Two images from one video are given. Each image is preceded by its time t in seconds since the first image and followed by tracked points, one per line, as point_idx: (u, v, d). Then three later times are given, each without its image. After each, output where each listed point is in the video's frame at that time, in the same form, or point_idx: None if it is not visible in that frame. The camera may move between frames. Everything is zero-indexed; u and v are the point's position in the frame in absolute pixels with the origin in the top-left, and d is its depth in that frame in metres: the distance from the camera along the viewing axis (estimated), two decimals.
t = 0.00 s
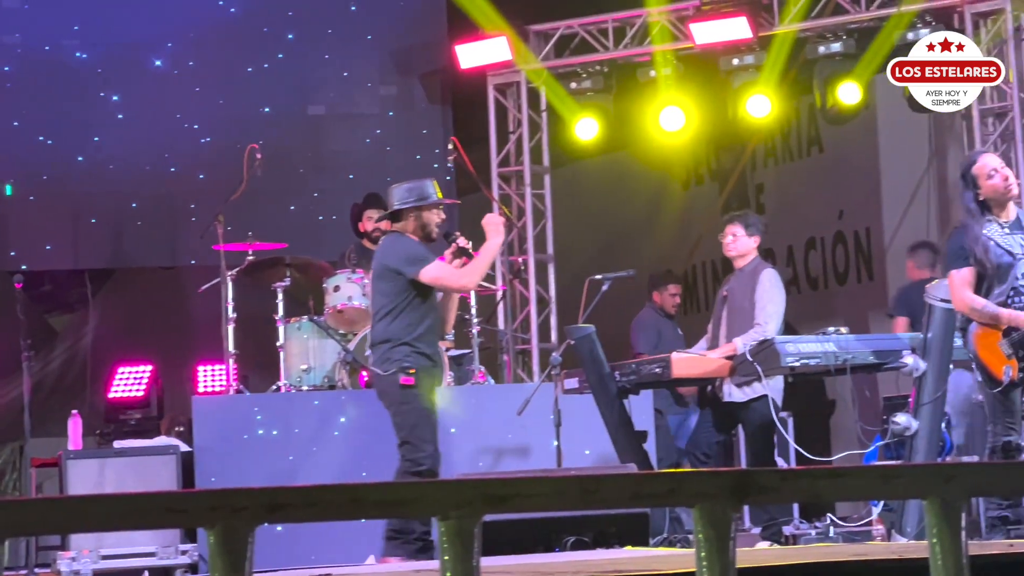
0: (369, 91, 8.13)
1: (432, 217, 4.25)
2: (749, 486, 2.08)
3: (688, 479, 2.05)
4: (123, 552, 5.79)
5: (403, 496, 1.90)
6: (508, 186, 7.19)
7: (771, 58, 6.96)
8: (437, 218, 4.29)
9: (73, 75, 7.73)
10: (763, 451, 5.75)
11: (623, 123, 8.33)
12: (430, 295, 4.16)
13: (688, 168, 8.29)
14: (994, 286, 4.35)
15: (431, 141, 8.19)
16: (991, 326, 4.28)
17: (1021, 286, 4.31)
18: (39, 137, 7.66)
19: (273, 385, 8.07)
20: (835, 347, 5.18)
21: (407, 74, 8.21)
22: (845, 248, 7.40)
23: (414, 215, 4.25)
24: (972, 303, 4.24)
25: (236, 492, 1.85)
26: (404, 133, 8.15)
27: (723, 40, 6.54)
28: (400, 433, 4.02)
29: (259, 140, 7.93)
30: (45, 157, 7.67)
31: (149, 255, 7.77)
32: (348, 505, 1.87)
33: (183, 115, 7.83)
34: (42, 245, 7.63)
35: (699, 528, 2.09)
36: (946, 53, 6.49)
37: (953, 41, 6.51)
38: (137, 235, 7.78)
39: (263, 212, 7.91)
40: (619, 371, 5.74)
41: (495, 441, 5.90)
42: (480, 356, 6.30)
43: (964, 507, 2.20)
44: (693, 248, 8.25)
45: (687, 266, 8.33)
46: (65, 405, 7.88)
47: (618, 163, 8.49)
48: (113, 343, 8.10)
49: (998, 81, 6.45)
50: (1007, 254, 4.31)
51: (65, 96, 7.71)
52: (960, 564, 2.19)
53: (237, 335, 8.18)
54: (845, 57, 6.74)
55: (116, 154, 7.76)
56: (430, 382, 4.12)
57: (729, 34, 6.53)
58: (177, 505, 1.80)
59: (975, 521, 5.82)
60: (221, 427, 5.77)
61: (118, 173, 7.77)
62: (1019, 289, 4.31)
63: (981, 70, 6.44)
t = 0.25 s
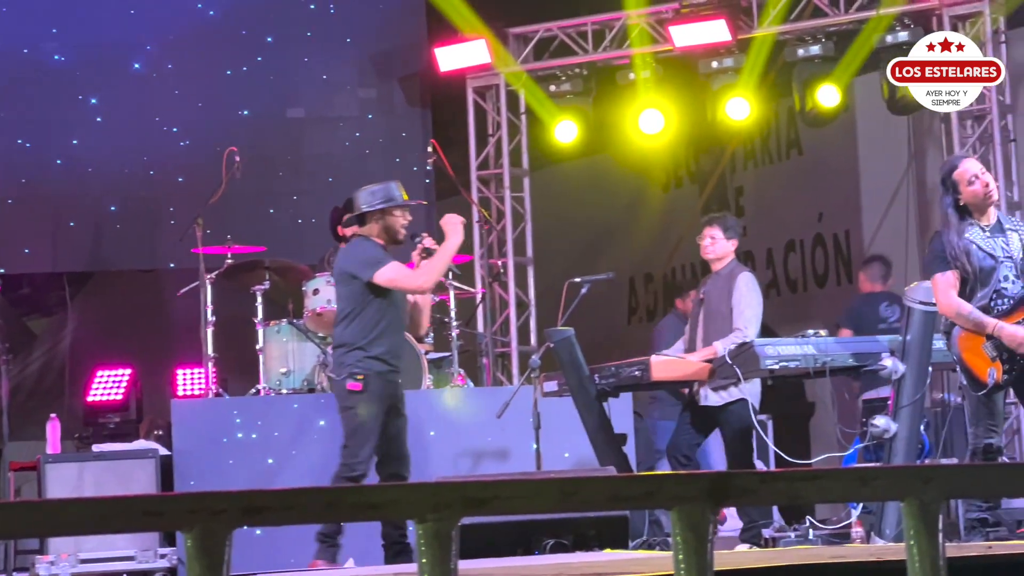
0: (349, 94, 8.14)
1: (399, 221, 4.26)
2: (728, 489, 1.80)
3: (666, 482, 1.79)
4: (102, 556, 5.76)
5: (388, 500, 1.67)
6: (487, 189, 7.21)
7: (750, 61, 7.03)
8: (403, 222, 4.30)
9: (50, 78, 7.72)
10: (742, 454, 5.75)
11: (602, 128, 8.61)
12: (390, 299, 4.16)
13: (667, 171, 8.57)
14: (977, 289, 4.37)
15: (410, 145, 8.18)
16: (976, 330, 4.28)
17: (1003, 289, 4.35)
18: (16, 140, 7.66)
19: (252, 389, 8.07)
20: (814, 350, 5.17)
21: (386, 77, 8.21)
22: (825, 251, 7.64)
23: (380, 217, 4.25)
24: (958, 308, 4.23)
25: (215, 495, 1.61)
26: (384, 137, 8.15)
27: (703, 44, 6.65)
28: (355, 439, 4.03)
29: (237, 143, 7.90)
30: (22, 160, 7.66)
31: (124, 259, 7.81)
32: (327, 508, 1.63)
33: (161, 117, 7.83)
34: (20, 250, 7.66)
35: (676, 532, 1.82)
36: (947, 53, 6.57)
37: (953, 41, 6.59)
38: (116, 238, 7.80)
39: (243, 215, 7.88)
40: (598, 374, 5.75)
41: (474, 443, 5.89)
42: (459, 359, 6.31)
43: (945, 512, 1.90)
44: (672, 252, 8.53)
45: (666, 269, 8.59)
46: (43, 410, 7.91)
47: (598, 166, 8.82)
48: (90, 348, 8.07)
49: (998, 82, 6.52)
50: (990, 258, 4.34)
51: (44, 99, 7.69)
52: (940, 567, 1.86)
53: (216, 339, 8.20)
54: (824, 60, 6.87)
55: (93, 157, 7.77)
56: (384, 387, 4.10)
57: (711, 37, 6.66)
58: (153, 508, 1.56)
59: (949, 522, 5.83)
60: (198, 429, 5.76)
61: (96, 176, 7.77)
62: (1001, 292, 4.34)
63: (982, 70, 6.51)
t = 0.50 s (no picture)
0: (326, 97, 7.87)
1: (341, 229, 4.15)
2: (704, 495, 1.73)
3: (641, 482, 1.71)
4: (76, 559, 5.75)
5: (361, 503, 1.62)
6: (465, 192, 7.20)
7: (727, 63, 7.02)
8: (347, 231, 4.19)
9: (22, 81, 7.45)
10: (719, 458, 5.74)
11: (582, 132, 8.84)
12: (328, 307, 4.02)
13: (645, 174, 8.77)
14: (959, 292, 4.31)
15: (385, 147, 7.90)
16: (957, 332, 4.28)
17: (985, 292, 4.28)
18: None
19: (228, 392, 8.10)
20: (791, 352, 5.19)
21: (364, 80, 7.95)
22: (802, 252, 7.82)
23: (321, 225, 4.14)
24: (933, 309, 4.23)
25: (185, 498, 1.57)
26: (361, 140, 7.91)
27: (680, 46, 6.73)
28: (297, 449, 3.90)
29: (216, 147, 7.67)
30: None
31: (102, 262, 7.49)
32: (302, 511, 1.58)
33: (137, 121, 7.60)
34: None
35: (651, 532, 1.74)
36: (947, 53, 6.61)
37: (953, 41, 6.61)
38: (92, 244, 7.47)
39: (221, 221, 7.63)
40: (575, 377, 5.76)
41: (451, 447, 5.89)
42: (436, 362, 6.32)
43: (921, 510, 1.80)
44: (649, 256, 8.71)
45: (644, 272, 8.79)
46: (21, 411, 8.01)
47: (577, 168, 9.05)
48: (69, 350, 8.20)
49: (996, 82, 6.64)
50: (971, 260, 4.27)
51: (13, 101, 7.44)
52: (914, 565, 1.77)
53: (193, 342, 8.23)
54: (801, 64, 6.86)
55: (72, 159, 7.49)
56: (326, 397, 3.96)
57: (686, 40, 6.71)
58: (128, 511, 1.54)
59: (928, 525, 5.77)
60: (175, 432, 5.76)
61: (74, 180, 7.49)
62: (983, 295, 4.27)
63: (982, 70, 6.60)
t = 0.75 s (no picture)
0: (306, 99, 7.89)
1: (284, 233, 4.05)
2: (683, 497, 1.98)
3: (619, 488, 1.95)
4: (60, 563, 5.72)
5: (341, 505, 1.80)
6: (447, 195, 7.24)
7: (709, 66, 7.03)
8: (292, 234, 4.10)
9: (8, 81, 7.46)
10: (701, 460, 5.75)
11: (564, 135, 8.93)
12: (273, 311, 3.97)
13: (627, 177, 8.82)
14: (933, 293, 4.32)
15: (369, 150, 7.93)
16: (931, 336, 4.26)
17: (959, 294, 4.27)
18: None
19: (211, 395, 8.12)
20: (773, 355, 5.23)
21: (345, 83, 7.96)
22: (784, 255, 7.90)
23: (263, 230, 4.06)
24: (911, 314, 4.23)
25: (167, 502, 1.75)
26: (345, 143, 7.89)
27: (663, 48, 6.76)
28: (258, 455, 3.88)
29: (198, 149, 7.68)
30: None
31: (85, 262, 7.47)
32: (285, 513, 1.78)
33: (120, 122, 7.60)
34: None
35: (631, 536, 1.98)
36: (947, 53, 6.59)
37: (953, 41, 6.62)
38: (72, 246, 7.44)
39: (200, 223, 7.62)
40: (557, 380, 5.74)
41: (434, 449, 5.89)
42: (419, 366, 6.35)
43: (895, 515, 2.06)
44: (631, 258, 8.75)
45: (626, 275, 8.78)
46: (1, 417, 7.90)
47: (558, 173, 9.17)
48: (51, 353, 8.21)
49: (995, 81, 6.90)
50: (945, 262, 4.27)
51: None
52: (891, 566, 2.04)
53: (175, 345, 8.25)
54: (783, 66, 6.92)
55: (53, 164, 7.46)
56: (279, 400, 3.92)
57: (668, 43, 6.75)
58: (110, 516, 1.70)
59: (909, 527, 5.79)
60: (157, 434, 5.76)
61: (55, 184, 7.47)
62: (957, 298, 4.27)
63: (981, 71, 6.78)
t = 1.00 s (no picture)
0: (288, 101, 8.17)
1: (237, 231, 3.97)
2: (658, 496, 2.01)
3: (595, 490, 1.98)
4: (40, 566, 5.71)
5: (317, 506, 1.86)
6: (429, 197, 7.26)
7: (691, 68, 7.05)
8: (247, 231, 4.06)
9: None
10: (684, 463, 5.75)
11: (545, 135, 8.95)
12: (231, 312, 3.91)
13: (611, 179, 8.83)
14: (909, 295, 4.27)
15: (350, 152, 8.24)
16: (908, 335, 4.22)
17: (935, 297, 4.22)
18: None
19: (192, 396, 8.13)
20: (755, 356, 5.21)
21: (327, 86, 8.28)
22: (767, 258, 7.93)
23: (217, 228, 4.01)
24: (882, 314, 4.21)
25: (143, 504, 1.82)
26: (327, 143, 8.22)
27: (645, 50, 6.76)
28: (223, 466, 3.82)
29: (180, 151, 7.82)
30: None
31: (64, 262, 7.50)
32: (262, 514, 1.84)
33: (101, 124, 7.69)
34: None
35: (608, 537, 2.03)
36: (947, 53, 6.62)
37: (953, 41, 6.64)
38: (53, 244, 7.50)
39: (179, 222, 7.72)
40: (540, 381, 5.75)
41: (414, 451, 5.88)
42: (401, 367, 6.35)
43: (873, 516, 2.13)
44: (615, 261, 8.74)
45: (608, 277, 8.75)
46: None
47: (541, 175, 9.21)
48: (33, 355, 8.18)
49: (996, 81, 6.91)
50: (920, 264, 4.24)
51: None
52: (868, 566, 2.11)
53: (157, 347, 8.26)
54: (765, 68, 6.96)
55: (32, 163, 7.49)
56: (238, 398, 3.84)
57: (650, 45, 6.76)
58: (84, 517, 1.78)
59: (890, 529, 5.79)
60: (139, 437, 5.75)
61: (36, 184, 7.49)
62: (933, 299, 4.22)
63: (984, 70, 6.75)
